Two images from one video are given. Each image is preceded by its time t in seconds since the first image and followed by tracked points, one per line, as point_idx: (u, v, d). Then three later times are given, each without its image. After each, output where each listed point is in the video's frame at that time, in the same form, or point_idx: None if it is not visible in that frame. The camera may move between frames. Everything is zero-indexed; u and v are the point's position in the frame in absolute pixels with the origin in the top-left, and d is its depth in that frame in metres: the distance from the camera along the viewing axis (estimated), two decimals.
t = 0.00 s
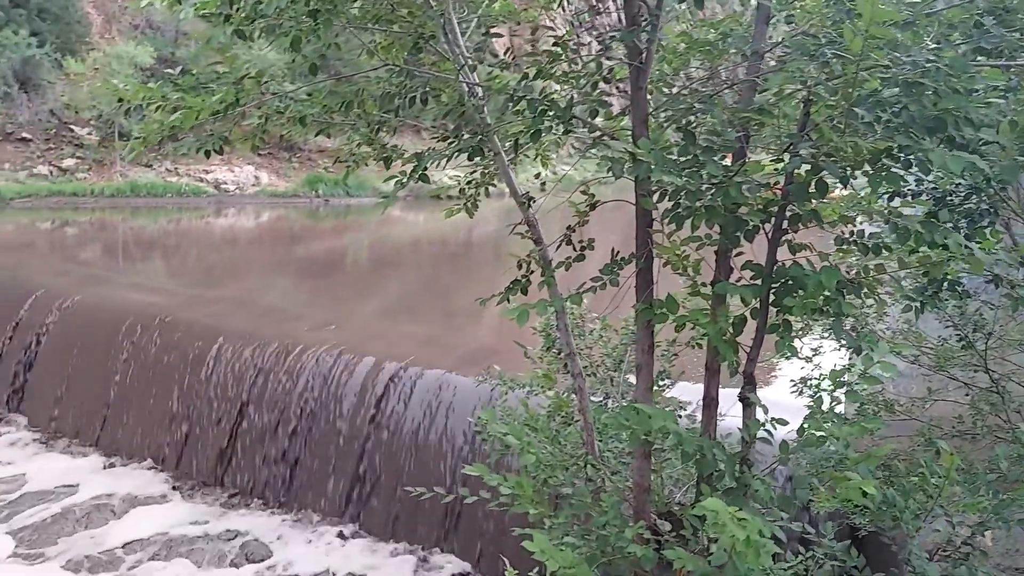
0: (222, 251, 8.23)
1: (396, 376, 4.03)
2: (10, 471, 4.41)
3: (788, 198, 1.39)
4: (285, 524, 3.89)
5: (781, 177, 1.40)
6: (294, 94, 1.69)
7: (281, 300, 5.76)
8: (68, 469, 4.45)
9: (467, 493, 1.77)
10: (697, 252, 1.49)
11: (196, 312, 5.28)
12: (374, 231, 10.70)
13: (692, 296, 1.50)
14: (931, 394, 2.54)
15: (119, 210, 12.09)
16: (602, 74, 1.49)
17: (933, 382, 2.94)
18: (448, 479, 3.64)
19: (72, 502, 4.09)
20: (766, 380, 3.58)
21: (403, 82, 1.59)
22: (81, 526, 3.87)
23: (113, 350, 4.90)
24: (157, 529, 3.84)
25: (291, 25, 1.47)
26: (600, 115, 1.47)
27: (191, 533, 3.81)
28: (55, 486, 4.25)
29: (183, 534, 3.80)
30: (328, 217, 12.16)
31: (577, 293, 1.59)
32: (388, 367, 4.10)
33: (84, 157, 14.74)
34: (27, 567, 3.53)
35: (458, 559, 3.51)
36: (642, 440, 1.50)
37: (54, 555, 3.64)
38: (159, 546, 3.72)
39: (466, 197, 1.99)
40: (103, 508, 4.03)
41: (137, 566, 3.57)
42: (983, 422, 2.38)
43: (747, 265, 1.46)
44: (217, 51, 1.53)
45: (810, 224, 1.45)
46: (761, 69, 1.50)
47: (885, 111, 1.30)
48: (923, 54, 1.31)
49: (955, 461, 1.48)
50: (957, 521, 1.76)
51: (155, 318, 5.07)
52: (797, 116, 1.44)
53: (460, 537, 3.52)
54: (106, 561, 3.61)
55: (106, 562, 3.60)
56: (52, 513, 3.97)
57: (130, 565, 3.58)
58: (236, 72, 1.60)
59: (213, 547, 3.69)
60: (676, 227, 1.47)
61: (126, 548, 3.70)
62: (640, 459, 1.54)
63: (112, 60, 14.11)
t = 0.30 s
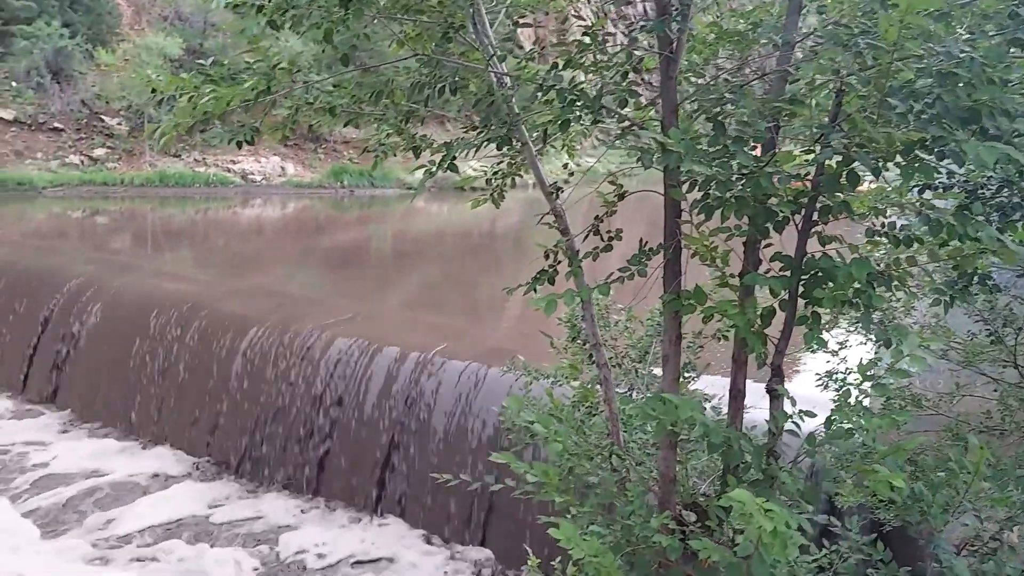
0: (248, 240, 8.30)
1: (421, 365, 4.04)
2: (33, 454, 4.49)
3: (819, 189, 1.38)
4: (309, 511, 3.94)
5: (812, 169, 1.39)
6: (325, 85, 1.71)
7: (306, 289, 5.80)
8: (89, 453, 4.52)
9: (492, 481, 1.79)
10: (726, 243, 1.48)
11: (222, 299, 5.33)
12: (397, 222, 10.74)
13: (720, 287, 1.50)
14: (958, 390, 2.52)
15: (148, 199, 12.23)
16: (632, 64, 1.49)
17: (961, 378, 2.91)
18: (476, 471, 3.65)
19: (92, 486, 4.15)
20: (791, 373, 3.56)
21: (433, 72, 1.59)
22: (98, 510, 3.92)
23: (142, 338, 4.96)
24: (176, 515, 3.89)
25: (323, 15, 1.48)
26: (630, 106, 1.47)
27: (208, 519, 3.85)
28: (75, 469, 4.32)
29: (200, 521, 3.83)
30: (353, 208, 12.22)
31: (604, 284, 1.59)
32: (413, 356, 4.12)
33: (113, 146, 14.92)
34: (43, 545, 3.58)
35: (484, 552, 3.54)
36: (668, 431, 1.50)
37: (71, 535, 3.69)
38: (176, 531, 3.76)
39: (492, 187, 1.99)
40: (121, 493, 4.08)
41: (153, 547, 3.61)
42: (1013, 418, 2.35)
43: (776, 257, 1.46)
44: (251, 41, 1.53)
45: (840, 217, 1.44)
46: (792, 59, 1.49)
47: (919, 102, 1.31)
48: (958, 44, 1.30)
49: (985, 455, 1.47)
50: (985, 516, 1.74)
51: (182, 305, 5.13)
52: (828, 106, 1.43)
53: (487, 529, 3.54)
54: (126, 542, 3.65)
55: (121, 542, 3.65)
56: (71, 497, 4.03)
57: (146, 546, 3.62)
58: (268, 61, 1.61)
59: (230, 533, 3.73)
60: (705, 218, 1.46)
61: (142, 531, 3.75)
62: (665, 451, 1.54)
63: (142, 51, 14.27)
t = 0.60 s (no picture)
0: (273, 232, 8.37)
1: (443, 357, 4.05)
2: (56, 439, 4.57)
3: (849, 183, 1.37)
4: (330, 501, 3.97)
5: (842, 163, 1.38)
6: (353, 77, 1.71)
7: (329, 281, 5.84)
8: (112, 440, 4.59)
9: (516, 473, 1.79)
10: (754, 237, 1.48)
11: (247, 289, 5.38)
12: (419, 215, 10.79)
13: (747, 282, 1.50)
14: (985, 388, 2.49)
15: (175, 191, 12.33)
16: (660, 57, 1.49)
17: (989, 376, 2.88)
18: (501, 459, 3.64)
19: (111, 472, 4.22)
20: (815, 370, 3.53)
21: (461, 63, 1.58)
22: (117, 496, 3.99)
23: (168, 328, 5.02)
24: (195, 503, 3.94)
25: (351, 6, 1.48)
26: (657, 99, 1.47)
27: (226, 507, 3.90)
28: (96, 455, 4.39)
29: (219, 509, 3.88)
30: (376, 201, 12.24)
31: (630, 277, 1.59)
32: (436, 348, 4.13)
33: (141, 138, 15.11)
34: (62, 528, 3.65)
35: (510, 541, 3.54)
36: (693, 424, 1.50)
37: (90, 518, 3.76)
38: (194, 518, 3.81)
39: (518, 179, 1.99)
40: (139, 480, 4.14)
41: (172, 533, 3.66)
42: None
43: (805, 252, 1.45)
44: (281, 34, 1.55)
45: (870, 211, 1.43)
46: (822, 52, 1.48)
47: (951, 96, 1.30)
48: (992, 36, 1.29)
49: (1014, 454, 1.45)
50: (1013, 515, 1.73)
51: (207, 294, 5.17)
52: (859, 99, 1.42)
53: (512, 519, 3.55)
54: (146, 527, 3.70)
55: (140, 528, 3.70)
56: (91, 482, 4.10)
57: (165, 531, 3.67)
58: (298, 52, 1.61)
59: (249, 521, 3.77)
60: (732, 212, 1.46)
61: (159, 517, 3.80)
62: (690, 444, 1.54)
63: (170, 43, 14.39)
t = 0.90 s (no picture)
0: (299, 223, 8.44)
1: (469, 349, 4.06)
2: (75, 426, 4.68)
3: (883, 178, 1.36)
4: (353, 492, 4.01)
5: (876, 157, 1.37)
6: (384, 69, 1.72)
7: (355, 272, 5.87)
8: (132, 428, 4.68)
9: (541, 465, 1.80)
10: (785, 231, 1.47)
11: (273, 279, 5.42)
12: (443, 207, 10.81)
13: (777, 276, 1.49)
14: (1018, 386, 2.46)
15: (203, 182, 12.44)
16: (693, 50, 1.48)
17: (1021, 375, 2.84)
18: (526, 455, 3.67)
19: (131, 460, 4.32)
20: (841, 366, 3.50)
21: (491, 55, 1.58)
22: (136, 484, 4.09)
23: (196, 318, 5.08)
24: (216, 495, 4.01)
25: None
26: (689, 91, 1.46)
27: (245, 499, 3.97)
28: (115, 443, 4.50)
29: (240, 502, 3.95)
30: (401, 193, 12.28)
31: (659, 270, 1.59)
32: (461, 340, 4.13)
33: (171, 129, 15.27)
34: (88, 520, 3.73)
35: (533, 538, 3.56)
36: (721, 418, 1.50)
37: (110, 506, 3.86)
38: (215, 510, 3.88)
39: (546, 171, 1.99)
40: (159, 468, 4.23)
41: (196, 527, 3.72)
42: None
43: (836, 247, 1.44)
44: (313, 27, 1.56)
45: (903, 206, 1.42)
46: (856, 45, 1.47)
47: (988, 90, 1.28)
48: None
49: None
50: None
51: (234, 284, 5.22)
52: (894, 93, 1.41)
53: (536, 515, 3.57)
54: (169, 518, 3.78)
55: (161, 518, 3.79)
56: (112, 470, 4.21)
57: (189, 525, 3.73)
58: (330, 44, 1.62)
59: (270, 514, 3.84)
60: (764, 206, 1.45)
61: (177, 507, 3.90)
62: (717, 438, 1.54)
63: (198, 35, 14.51)
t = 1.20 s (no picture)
0: (321, 217, 8.48)
1: (491, 344, 4.05)
2: (89, 414, 4.76)
3: (913, 175, 1.35)
4: (371, 485, 4.03)
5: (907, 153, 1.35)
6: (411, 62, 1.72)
7: (376, 266, 5.89)
8: (150, 417, 4.75)
9: (563, 459, 1.80)
10: (812, 228, 1.46)
11: (296, 272, 5.45)
12: (464, 202, 10.83)
13: (804, 273, 1.48)
14: None
15: (227, 174, 12.54)
16: (721, 45, 1.47)
17: None
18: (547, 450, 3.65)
19: (144, 447, 4.41)
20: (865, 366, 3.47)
21: (517, 48, 1.57)
22: (151, 472, 4.15)
23: (220, 312, 5.11)
24: (235, 485, 4.05)
25: None
26: (717, 86, 1.46)
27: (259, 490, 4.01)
28: (128, 431, 4.58)
29: (257, 490, 4.00)
30: (422, 187, 12.30)
31: (684, 266, 1.58)
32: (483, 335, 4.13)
33: (196, 122, 15.41)
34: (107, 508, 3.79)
35: (552, 533, 3.57)
36: (745, 415, 1.49)
37: (126, 493, 3.93)
38: (229, 500, 3.92)
39: (570, 165, 1.99)
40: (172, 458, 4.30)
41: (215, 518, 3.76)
42: None
43: (864, 244, 1.43)
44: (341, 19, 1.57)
45: (933, 204, 1.40)
46: (887, 40, 1.45)
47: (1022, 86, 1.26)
48: None
49: None
50: None
51: (257, 276, 5.26)
52: (926, 90, 1.40)
53: (556, 510, 3.57)
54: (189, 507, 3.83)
55: (180, 506, 3.84)
56: (125, 458, 4.28)
57: (208, 515, 3.77)
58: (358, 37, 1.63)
59: (288, 503, 3.88)
60: (791, 202, 1.44)
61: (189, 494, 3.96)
62: (741, 435, 1.53)
63: (224, 29, 14.61)
